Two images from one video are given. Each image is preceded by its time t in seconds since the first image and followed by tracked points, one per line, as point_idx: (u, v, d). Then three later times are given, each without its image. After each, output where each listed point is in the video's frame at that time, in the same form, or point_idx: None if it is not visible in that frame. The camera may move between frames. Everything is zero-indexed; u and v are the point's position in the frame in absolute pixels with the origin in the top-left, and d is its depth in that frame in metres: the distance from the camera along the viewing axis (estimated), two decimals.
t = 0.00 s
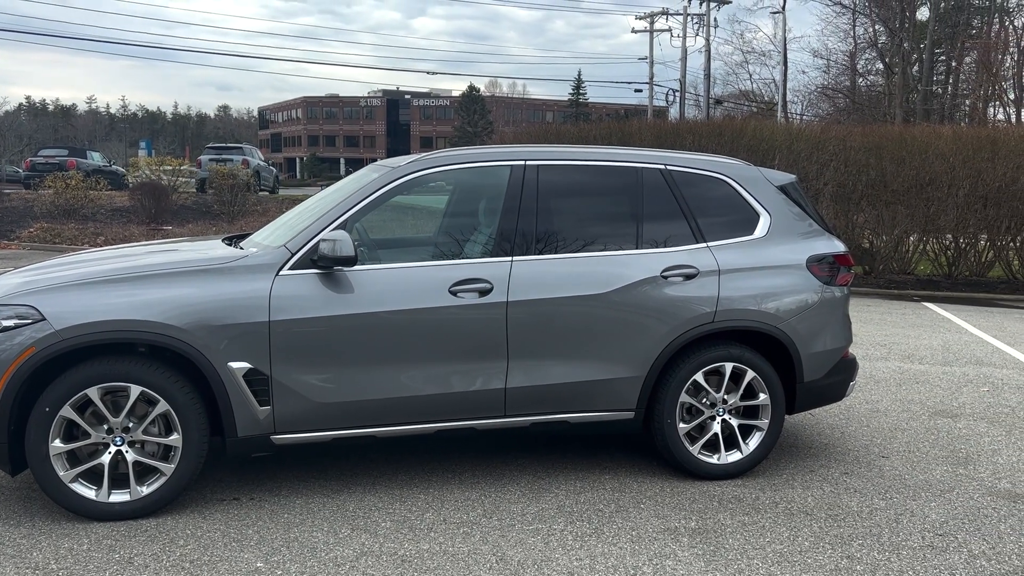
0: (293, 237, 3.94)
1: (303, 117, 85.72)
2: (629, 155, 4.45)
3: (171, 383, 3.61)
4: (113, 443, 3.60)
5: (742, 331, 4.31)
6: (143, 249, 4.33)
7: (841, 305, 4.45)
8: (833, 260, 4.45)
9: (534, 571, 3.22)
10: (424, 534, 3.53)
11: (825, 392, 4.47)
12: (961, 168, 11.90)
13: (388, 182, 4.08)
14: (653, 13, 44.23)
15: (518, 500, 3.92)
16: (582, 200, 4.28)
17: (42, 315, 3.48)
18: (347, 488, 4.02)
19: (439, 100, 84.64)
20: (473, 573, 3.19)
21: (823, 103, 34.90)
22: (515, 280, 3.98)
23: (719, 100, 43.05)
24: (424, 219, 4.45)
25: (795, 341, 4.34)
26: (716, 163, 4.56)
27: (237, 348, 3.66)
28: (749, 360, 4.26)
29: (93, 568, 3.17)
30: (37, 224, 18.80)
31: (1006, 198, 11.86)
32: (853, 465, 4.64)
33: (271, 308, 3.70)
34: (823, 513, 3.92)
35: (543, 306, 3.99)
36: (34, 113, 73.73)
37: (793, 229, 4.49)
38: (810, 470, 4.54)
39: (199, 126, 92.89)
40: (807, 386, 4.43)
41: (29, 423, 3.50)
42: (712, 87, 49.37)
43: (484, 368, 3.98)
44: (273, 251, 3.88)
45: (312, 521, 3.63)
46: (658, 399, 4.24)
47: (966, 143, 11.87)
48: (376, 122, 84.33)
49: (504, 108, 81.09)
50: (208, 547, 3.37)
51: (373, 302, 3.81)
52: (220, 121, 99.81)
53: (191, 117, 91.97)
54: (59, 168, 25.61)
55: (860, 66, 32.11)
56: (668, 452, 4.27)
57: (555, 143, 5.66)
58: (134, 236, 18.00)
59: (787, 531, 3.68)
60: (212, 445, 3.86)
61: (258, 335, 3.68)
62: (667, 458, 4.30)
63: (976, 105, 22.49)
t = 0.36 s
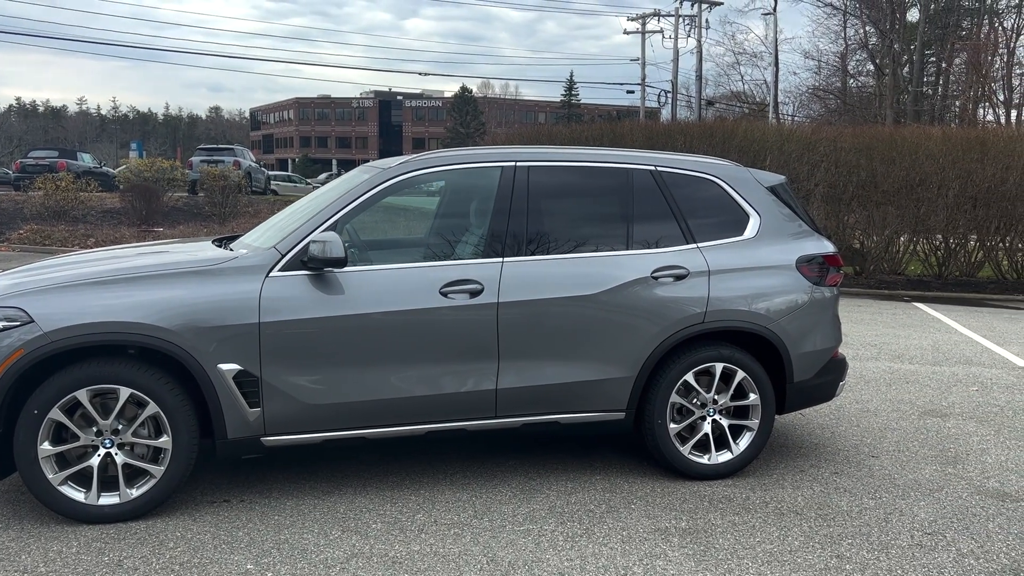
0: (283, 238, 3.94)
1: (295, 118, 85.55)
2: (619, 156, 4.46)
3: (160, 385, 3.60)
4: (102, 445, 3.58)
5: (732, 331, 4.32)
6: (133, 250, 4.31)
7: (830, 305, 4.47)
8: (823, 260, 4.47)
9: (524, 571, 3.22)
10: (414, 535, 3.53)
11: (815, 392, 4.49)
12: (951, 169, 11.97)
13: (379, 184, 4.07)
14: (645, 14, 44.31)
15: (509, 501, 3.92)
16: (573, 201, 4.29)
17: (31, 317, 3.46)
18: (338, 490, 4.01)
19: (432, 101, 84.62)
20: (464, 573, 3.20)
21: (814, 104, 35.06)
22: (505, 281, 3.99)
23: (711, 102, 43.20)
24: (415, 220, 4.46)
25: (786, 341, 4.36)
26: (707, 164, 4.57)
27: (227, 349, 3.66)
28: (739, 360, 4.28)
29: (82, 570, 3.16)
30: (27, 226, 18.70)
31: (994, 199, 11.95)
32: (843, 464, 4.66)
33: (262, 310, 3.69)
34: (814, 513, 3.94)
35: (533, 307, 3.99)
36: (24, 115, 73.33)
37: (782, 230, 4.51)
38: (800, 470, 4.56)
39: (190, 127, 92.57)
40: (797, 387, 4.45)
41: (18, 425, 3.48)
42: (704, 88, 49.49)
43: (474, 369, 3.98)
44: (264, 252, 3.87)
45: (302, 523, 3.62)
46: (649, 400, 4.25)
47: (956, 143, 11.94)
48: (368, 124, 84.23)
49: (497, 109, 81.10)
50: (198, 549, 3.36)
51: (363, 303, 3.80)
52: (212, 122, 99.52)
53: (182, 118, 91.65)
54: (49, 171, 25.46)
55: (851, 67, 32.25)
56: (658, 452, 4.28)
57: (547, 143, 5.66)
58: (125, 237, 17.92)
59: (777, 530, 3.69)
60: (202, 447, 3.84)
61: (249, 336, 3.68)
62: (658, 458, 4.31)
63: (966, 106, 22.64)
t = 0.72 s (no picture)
0: (275, 235, 3.93)
1: (289, 116, 85.33)
2: (612, 153, 4.46)
3: (153, 382, 3.59)
4: (94, 443, 3.57)
5: (725, 327, 4.33)
6: (125, 248, 4.30)
7: (822, 302, 4.48)
8: (815, 257, 4.48)
9: (517, 567, 3.23)
10: (407, 532, 3.53)
11: (807, 388, 4.51)
12: (943, 166, 12.01)
13: (372, 180, 4.07)
14: (639, 13, 44.32)
15: (502, 497, 3.93)
16: (565, 198, 4.30)
17: (22, 314, 3.44)
18: (331, 487, 4.01)
19: (426, 100, 84.53)
20: (457, 569, 3.20)
21: (808, 101, 35.10)
22: (498, 278, 3.99)
23: (705, 99, 43.21)
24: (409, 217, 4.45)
25: (778, 337, 4.37)
26: (700, 161, 4.58)
27: (219, 346, 3.65)
28: (731, 357, 4.29)
29: (75, 567, 3.15)
30: (19, 224, 18.60)
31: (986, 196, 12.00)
32: (835, 460, 4.68)
33: (254, 306, 3.69)
34: (806, 508, 3.95)
35: (526, 303, 4.00)
36: (15, 113, 72.91)
37: (775, 226, 4.52)
38: (792, 465, 4.58)
39: (184, 126, 92.25)
40: (789, 383, 4.46)
41: (9, 423, 3.47)
42: (698, 86, 49.51)
43: (467, 366, 3.99)
44: (256, 249, 3.87)
45: (295, 520, 3.62)
46: (642, 396, 4.26)
47: (949, 141, 11.98)
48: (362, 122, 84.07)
49: (491, 107, 81.03)
50: (191, 546, 3.35)
51: (356, 300, 3.80)
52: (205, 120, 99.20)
53: (175, 117, 91.32)
54: (41, 169, 25.34)
55: (845, 65, 32.31)
56: (651, 449, 4.29)
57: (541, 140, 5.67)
58: (117, 235, 17.83)
59: (769, 526, 3.70)
60: (194, 444, 3.84)
61: (241, 333, 3.67)
62: (650, 454, 4.32)
63: (958, 103, 22.69)
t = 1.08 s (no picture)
0: (271, 228, 3.92)
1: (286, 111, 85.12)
2: (609, 146, 4.45)
3: (148, 375, 3.58)
4: (89, 436, 3.56)
5: (722, 320, 4.33)
6: (121, 241, 4.28)
7: (818, 295, 4.48)
8: (812, 250, 4.47)
9: (514, 560, 3.23)
10: (404, 525, 3.52)
11: (804, 381, 4.51)
12: (941, 160, 12.01)
13: (368, 173, 4.05)
14: (637, 6, 44.21)
15: (499, 491, 3.92)
16: (562, 191, 4.28)
17: (16, 307, 3.43)
18: (327, 480, 4.00)
19: (423, 94, 84.38)
20: (453, 562, 3.20)
21: (806, 96, 35.07)
22: (495, 271, 3.98)
23: (703, 94, 43.15)
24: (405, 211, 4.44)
25: (774, 330, 4.37)
26: (697, 154, 4.57)
27: (215, 340, 3.64)
28: (728, 350, 4.29)
29: (70, 561, 3.15)
30: (15, 219, 18.55)
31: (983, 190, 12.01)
32: (832, 453, 4.68)
33: (250, 300, 3.68)
34: (802, 501, 3.95)
35: (523, 296, 3.99)
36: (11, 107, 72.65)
37: (772, 219, 4.51)
38: (789, 458, 4.58)
39: (180, 120, 91.99)
40: (786, 376, 4.46)
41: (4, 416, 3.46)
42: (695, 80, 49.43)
43: (464, 359, 3.98)
44: (252, 242, 3.85)
45: (292, 514, 3.62)
46: (639, 389, 4.26)
47: (946, 135, 11.99)
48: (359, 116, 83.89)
49: (489, 101, 80.87)
50: (187, 539, 3.35)
51: (352, 293, 3.79)
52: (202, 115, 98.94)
53: (172, 111, 91.06)
54: (38, 163, 25.25)
55: (842, 59, 32.28)
56: (648, 442, 4.29)
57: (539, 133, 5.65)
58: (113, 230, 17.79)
59: (766, 519, 3.71)
60: (190, 438, 3.83)
61: (237, 327, 3.66)
62: (647, 447, 4.32)
63: (955, 98, 22.68)
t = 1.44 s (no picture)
0: (271, 220, 3.91)
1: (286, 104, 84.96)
2: (610, 138, 4.44)
3: (150, 368, 3.58)
4: (91, 428, 3.56)
5: (723, 313, 4.32)
6: (121, 233, 4.27)
7: (820, 288, 4.47)
8: (813, 242, 4.46)
9: (515, 551, 3.24)
10: (405, 517, 3.53)
11: (805, 374, 4.50)
12: (942, 154, 11.99)
13: (368, 166, 4.04)
14: None
15: (500, 483, 3.93)
16: (563, 184, 4.27)
17: (17, 299, 3.42)
18: (329, 472, 4.01)
19: (423, 88, 84.21)
20: (455, 554, 3.20)
21: (807, 89, 34.96)
22: (496, 263, 3.97)
23: (704, 88, 43.04)
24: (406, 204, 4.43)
25: (776, 323, 4.36)
26: (698, 146, 4.55)
27: (216, 332, 3.64)
28: (729, 342, 4.28)
29: (72, 553, 3.15)
30: (16, 213, 18.53)
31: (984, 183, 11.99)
32: (833, 445, 4.68)
33: (251, 292, 3.67)
34: (804, 493, 3.96)
35: (524, 289, 3.99)
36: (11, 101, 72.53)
37: (773, 212, 4.50)
38: (790, 451, 4.58)
39: (180, 114, 91.86)
40: (787, 368, 4.46)
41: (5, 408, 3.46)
42: (696, 73, 49.30)
43: (465, 351, 3.98)
44: (252, 234, 3.84)
45: (294, 506, 3.62)
46: (640, 382, 4.25)
47: (947, 128, 11.97)
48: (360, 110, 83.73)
49: (489, 95, 80.69)
50: (189, 531, 3.35)
51: (353, 286, 3.78)
52: (202, 109, 98.78)
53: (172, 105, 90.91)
54: (38, 157, 25.20)
55: (844, 53, 32.17)
56: (649, 434, 4.29)
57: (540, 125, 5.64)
58: (114, 224, 17.77)
59: (768, 511, 3.70)
60: (192, 430, 3.83)
61: (238, 319, 3.66)
62: (648, 439, 4.32)
63: (957, 92, 22.59)
